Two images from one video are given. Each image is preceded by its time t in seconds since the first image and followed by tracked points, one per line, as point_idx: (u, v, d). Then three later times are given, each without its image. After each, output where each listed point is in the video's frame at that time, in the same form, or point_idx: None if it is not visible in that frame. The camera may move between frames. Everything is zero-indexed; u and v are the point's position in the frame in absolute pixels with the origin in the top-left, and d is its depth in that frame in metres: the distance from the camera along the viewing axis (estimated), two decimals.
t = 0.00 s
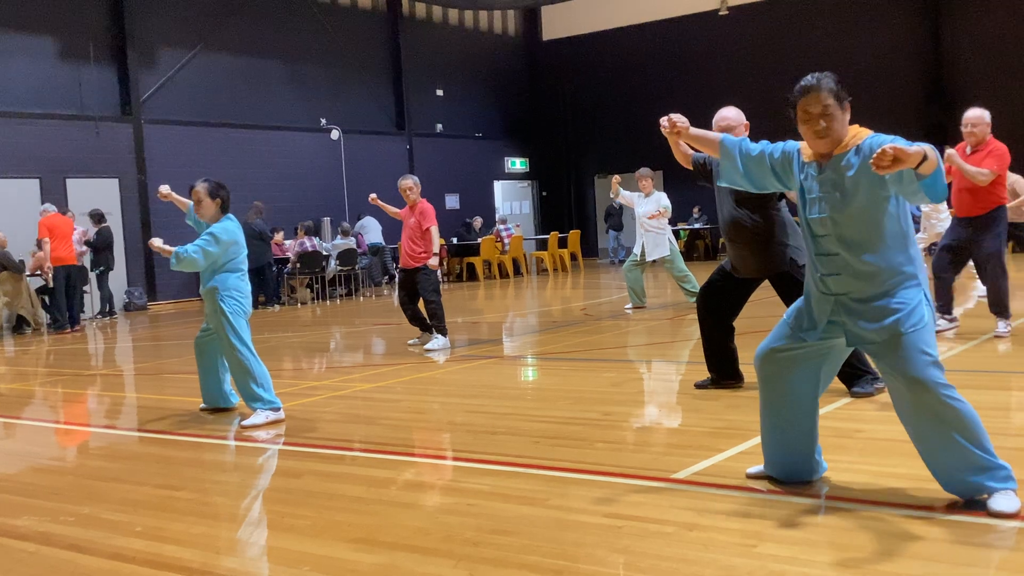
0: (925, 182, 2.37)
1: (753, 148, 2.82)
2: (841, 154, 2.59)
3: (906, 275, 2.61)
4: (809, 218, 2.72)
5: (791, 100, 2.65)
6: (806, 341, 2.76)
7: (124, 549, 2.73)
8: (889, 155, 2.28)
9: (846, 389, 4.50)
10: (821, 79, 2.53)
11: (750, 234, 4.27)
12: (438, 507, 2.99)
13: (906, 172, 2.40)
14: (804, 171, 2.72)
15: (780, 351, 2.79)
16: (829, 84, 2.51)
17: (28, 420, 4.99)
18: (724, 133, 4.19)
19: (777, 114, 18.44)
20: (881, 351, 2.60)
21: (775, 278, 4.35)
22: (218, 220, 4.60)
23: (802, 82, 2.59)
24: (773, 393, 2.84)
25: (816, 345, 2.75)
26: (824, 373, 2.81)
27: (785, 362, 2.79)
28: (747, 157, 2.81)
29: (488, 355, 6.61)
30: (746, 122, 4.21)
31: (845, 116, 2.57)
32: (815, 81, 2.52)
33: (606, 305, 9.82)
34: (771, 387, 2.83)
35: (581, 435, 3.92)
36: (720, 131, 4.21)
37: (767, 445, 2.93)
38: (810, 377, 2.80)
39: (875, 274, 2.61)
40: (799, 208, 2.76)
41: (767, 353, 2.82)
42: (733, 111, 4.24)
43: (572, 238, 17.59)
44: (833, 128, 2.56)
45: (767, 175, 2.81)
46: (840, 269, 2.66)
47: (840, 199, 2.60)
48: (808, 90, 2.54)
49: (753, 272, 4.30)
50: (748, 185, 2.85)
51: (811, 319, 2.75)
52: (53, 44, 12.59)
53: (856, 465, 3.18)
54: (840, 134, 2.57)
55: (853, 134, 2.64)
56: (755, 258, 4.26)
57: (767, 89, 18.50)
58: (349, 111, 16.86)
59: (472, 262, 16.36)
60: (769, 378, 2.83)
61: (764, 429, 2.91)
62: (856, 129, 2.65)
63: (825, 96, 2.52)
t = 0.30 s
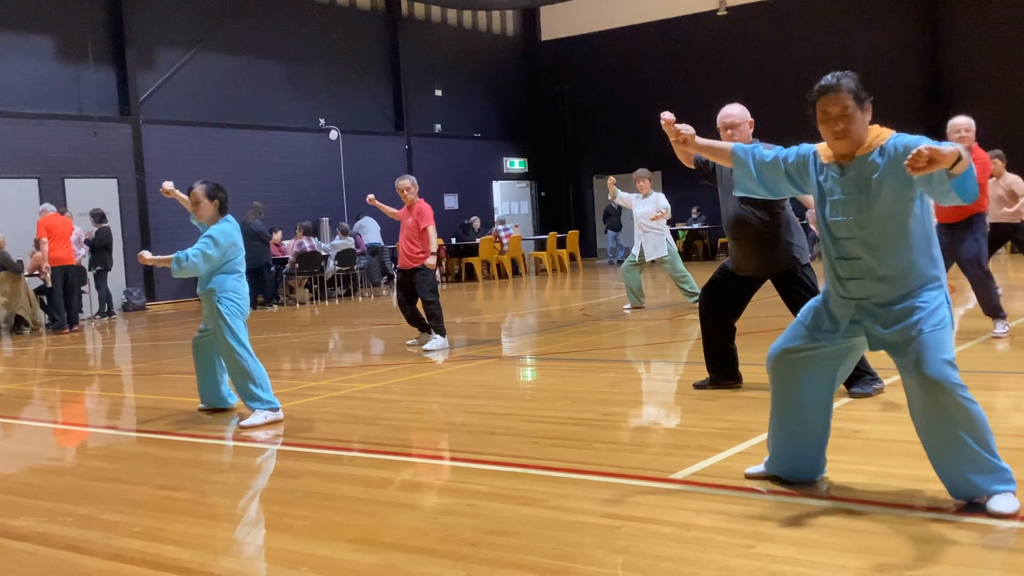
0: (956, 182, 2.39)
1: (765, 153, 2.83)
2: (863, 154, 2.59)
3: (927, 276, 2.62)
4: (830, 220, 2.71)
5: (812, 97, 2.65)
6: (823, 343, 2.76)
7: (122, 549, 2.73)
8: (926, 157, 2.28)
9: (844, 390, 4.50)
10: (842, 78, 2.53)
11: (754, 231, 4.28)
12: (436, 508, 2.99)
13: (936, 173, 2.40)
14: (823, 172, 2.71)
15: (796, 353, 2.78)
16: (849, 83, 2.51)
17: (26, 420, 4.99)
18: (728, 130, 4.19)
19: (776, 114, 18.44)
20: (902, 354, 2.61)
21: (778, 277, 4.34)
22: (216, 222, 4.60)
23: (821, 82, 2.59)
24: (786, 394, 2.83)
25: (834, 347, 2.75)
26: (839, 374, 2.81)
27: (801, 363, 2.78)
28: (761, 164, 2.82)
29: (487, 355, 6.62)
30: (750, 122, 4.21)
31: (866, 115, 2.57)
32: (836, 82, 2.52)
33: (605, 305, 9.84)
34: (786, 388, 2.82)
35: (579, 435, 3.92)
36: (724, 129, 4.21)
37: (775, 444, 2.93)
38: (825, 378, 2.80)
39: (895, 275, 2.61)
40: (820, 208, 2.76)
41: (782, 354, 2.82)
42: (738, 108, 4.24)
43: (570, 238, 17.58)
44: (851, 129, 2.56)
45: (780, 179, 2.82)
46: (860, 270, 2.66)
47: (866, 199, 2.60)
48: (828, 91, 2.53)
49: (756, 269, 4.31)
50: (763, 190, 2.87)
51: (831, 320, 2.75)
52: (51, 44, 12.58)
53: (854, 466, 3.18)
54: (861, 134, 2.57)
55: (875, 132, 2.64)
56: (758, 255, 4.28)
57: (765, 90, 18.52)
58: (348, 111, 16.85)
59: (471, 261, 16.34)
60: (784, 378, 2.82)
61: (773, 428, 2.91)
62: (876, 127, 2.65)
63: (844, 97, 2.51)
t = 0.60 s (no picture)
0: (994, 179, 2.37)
1: (776, 159, 2.80)
2: (887, 150, 2.59)
3: (948, 274, 2.61)
4: (851, 217, 2.69)
5: (832, 91, 2.65)
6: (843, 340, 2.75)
7: (120, 549, 2.73)
8: (977, 150, 2.28)
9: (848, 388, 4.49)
10: (865, 71, 2.52)
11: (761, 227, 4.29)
12: (435, 508, 2.99)
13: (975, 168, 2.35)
14: (843, 170, 2.69)
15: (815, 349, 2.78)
16: (874, 76, 2.50)
17: (24, 420, 4.98)
18: (738, 124, 4.22)
19: (774, 114, 18.45)
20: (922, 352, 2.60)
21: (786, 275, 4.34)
22: (214, 222, 4.60)
23: (842, 76, 2.58)
24: (804, 391, 2.82)
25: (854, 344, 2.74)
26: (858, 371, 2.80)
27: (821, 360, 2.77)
28: (773, 171, 2.79)
29: (485, 355, 6.62)
30: (758, 117, 4.26)
31: (890, 110, 2.57)
32: (859, 73, 2.51)
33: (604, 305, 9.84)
34: (805, 385, 2.81)
35: (578, 435, 3.92)
36: (733, 123, 4.24)
37: (786, 442, 2.93)
38: (844, 376, 2.79)
39: (917, 272, 2.61)
40: (841, 205, 2.74)
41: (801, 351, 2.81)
42: (747, 102, 4.27)
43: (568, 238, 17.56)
44: (874, 123, 2.56)
45: (795, 181, 2.77)
46: (882, 267, 2.65)
47: (893, 194, 2.58)
48: (853, 84, 2.52)
49: (759, 267, 4.33)
50: (777, 197, 2.82)
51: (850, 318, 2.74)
52: (50, 43, 12.57)
53: (853, 466, 3.18)
54: (886, 128, 2.57)
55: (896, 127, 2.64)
56: (764, 253, 4.29)
57: (763, 90, 18.54)
58: (346, 111, 16.84)
59: (470, 261, 16.34)
60: (803, 375, 2.81)
61: (786, 424, 2.92)
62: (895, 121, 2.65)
63: (868, 90, 2.51)
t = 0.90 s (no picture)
0: None
1: (789, 163, 2.75)
2: (909, 144, 2.54)
3: (964, 270, 2.59)
4: (870, 212, 2.65)
5: (852, 84, 2.58)
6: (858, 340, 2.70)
7: (119, 549, 2.73)
8: None
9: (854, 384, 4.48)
10: (887, 63, 2.47)
11: (771, 221, 4.27)
12: (434, 508, 2.99)
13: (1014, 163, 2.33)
14: (860, 168, 2.63)
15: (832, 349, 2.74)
16: (895, 69, 2.45)
17: (22, 420, 4.96)
18: (750, 118, 4.22)
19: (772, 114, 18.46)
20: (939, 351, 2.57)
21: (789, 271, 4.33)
22: (214, 223, 4.60)
23: (862, 68, 2.52)
24: (818, 391, 2.78)
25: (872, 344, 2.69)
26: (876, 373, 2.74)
27: (837, 360, 2.73)
28: (787, 175, 2.74)
29: (484, 354, 6.62)
30: (770, 111, 4.26)
31: (911, 104, 2.51)
32: (881, 66, 2.46)
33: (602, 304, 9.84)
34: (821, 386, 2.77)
35: (576, 435, 3.92)
36: (745, 117, 4.24)
37: (798, 442, 2.91)
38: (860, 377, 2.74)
39: (936, 270, 2.58)
40: (858, 203, 2.68)
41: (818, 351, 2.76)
42: (758, 96, 4.26)
43: (567, 238, 17.55)
44: (895, 116, 2.50)
45: (808, 183, 2.72)
46: (902, 265, 2.61)
47: (915, 190, 2.53)
48: (874, 75, 2.47)
49: (766, 262, 4.31)
50: (790, 199, 2.78)
51: (865, 317, 2.69)
52: (48, 43, 12.55)
53: (852, 465, 3.19)
54: (907, 122, 2.52)
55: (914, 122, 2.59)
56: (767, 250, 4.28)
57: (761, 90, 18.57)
58: (344, 111, 16.84)
59: (468, 261, 16.33)
60: (818, 374, 2.77)
61: (798, 426, 2.88)
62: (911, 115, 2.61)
63: (890, 82, 2.44)
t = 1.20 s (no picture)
0: None
1: (803, 163, 2.68)
2: (928, 140, 2.51)
3: (978, 269, 2.58)
4: (886, 210, 2.59)
5: (872, 79, 2.57)
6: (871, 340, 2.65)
7: (118, 549, 2.72)
8: None
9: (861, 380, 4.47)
10: (908, 56, 2.47)
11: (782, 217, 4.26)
12: (433, 508, 2.98)
13: None
14: (877, 165, 2.58)
15: (846, 349, 2.69)
16: (917, 62, 2.45)
17: (20, 420, 4.95)
18: (762, 113, 4.21)
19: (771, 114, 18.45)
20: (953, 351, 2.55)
21: (800, 269, 4.33)
22: (213, 223, 4.59)
23: (882, 62, 2.52)
24: (831, 390, 2.74)
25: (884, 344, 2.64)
26: (887, 373, 2.70)
27: (851, 360, 2.68)
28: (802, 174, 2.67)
29: (483, 354, 6.61)
30: (780, 107, 4.26)
31: (929, 101, 2.50)
32: (903, 59, 2.45)
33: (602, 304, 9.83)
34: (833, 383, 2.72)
35: (576, 435, 3.91)
36: (756, 111, 4.23)
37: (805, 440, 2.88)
38: (872, 376, 2.69)
39: (951, 269, 2.55)
40: (872, 200, 2.62)
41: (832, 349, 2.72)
42: (769, 92, 4.27)
43: (566, 238, 17.53)
44: (915, 110, 2.48)
45: (823, 181, 2.66)
46: (918, 263, 2.56)
47: (937, 187, 2.49)
48: (894, 67, 2.46)
49: (779, 257, 4.29)
50: (805, 197, 2.71)
51: (877, 317, 2.65)
52: (47, 42, 12.55)
53: (851, 465, 3.19)
54: (925, 118, 2.50)
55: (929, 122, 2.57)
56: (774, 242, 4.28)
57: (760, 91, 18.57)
58: (343, 111, 16.83)
59: (467, 261, 16.31)
60: (832, 373, 2.73)
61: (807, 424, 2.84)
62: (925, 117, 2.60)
63: (911, 76, 2.44)
